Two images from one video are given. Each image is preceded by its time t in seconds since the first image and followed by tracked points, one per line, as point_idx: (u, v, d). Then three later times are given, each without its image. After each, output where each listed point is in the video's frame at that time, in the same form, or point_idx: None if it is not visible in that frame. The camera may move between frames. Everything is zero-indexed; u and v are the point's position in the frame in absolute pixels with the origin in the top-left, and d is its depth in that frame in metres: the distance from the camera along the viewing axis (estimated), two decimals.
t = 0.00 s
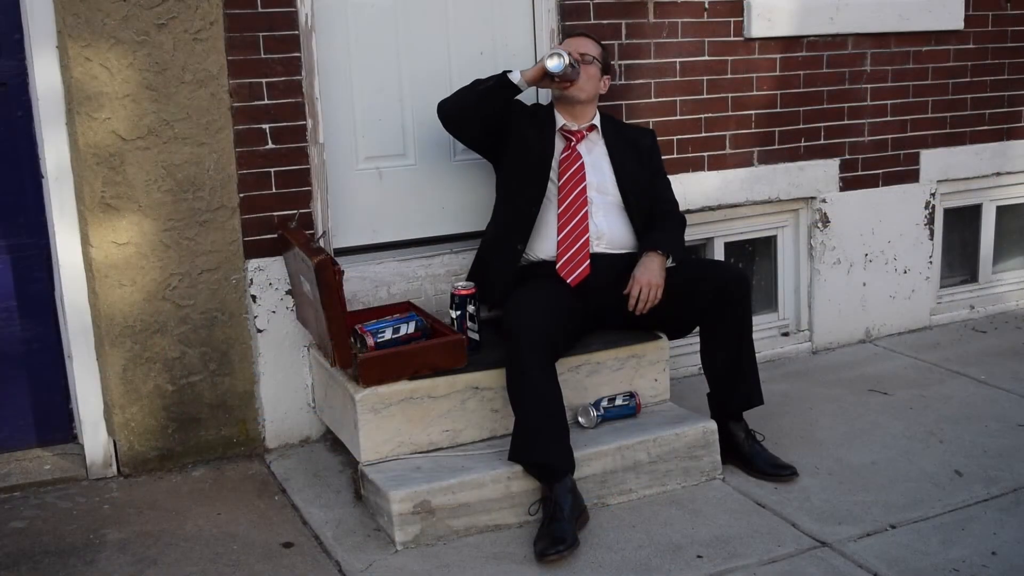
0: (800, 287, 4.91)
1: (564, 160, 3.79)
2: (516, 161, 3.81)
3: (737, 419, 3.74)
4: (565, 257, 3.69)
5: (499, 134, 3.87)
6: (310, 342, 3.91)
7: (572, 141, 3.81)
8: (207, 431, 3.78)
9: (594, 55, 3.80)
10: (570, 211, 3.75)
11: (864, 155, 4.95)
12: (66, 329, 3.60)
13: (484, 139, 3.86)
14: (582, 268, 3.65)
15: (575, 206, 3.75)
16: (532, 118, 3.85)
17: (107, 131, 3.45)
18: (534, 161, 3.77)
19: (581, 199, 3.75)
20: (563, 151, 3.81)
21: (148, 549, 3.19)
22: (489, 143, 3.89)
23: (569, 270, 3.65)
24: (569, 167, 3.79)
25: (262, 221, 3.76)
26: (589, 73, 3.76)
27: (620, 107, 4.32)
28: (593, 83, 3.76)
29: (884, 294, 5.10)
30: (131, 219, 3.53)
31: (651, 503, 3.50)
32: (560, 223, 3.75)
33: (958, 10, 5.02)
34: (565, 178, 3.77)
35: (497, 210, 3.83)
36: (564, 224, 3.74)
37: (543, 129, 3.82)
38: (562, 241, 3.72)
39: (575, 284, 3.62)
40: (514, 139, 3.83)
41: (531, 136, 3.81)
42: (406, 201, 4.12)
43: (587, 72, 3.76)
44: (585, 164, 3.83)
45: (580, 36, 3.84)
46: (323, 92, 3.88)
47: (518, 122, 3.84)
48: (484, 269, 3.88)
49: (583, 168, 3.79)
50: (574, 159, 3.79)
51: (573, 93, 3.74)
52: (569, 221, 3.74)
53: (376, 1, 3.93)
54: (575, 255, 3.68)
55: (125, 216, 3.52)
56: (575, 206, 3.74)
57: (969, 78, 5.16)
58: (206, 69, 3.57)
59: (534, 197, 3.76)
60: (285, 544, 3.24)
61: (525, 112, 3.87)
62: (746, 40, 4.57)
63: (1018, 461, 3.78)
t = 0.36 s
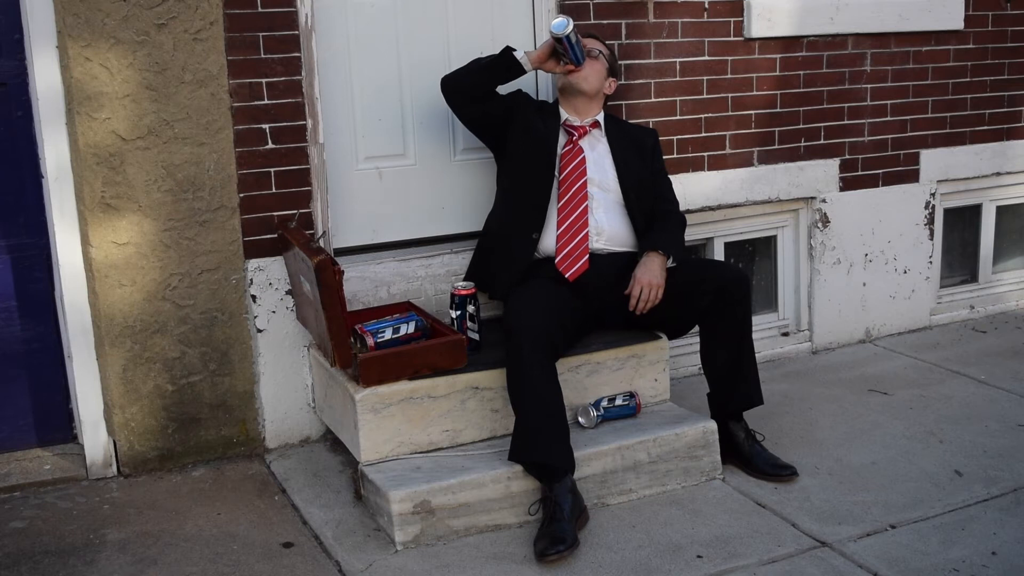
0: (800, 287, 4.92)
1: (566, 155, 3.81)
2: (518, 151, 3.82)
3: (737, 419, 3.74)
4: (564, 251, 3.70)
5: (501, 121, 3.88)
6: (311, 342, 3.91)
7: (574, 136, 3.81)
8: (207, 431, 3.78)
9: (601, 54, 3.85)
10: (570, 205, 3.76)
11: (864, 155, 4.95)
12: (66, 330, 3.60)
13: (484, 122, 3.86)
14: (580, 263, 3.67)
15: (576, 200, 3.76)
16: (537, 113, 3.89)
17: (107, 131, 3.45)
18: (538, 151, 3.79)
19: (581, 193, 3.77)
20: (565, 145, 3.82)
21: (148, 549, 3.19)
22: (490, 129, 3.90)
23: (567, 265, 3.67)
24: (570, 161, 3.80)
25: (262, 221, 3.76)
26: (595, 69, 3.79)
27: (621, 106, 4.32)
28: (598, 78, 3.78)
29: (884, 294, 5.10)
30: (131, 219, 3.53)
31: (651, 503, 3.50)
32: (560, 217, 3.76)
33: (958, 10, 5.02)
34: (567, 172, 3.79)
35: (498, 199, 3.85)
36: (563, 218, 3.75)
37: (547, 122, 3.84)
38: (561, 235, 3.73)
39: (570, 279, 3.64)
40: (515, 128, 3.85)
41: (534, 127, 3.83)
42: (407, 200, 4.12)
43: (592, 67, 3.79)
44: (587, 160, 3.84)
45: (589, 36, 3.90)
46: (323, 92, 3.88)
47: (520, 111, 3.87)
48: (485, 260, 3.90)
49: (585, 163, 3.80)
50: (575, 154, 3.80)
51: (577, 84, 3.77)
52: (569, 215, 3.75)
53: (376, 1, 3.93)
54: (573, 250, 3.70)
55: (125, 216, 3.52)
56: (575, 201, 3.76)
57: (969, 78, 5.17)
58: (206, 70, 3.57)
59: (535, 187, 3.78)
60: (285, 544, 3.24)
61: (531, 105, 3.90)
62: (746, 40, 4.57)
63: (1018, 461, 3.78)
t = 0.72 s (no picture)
0: (800, 287, 4.92)
1: (569, 153, 3.83)
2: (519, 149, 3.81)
3: (737, 419, 3.74)
4: (564, 249, 3.71)
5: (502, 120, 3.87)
6: (311, 342, 3.91)
7: (577, 133, 3.85)
8: (207, 431, 3.78)
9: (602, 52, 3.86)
10: (569, 204, 3.77)
11: (864, 155, 4.95)
12: (66, 330, 3.60)
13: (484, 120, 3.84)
14: (580, 262, 3.68)
15: (576, 199, 3.78)
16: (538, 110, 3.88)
17: (107, 131, 3.45)
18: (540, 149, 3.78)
19: (582, 192, 3.78)
20: (568, 143, 3.85)
21: (148, 549, 3.19)
22: (490, 128, 3.88)
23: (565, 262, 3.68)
24: (571, 159, 3.83)
25: (262, 221, 3.76)
26: (597, 66, 3.81)
27: (620, 106, 4.32)
28: (600, 76, 3.81)
29: (884, 294, 5.10)
30: (131, 219, 3.53)
31: (651, 503, 3.50)
32: (560, 215, 3.77)
33: (958, 10, 5.02)
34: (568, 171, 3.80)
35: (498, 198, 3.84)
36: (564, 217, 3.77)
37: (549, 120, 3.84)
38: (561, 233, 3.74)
39: (569, 278, 3.65)
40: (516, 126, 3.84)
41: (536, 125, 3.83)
42: (407, 200, 4.12)
43: (595, 65, 3.81)
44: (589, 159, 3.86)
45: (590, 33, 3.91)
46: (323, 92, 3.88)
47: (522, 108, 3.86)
48: (489, 258, 3.90)
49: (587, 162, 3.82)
50: (577, 152, 3.83)
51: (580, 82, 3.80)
52: (569, 213, 3.76)
53: (376, 1, 3.93)
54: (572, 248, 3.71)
55: (125, 216, 3.52)
56: (574, 201, 3.77)
57: (969, 78, 5.16)
58: (206, 70, 3.57)
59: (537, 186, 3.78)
60: (285, 544, 3.24)
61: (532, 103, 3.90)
62: (746, 40, 4.57)
63: (1018, 461, 3.78)
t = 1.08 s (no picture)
0: (800, 287, 4.92)
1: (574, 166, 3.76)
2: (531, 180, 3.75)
3: (737, 419, 3.74)
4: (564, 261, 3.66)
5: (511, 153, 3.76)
6: (311, 342, 3.91)
7: (583, 145, 3.77)
8: (207, 431, 3.78)
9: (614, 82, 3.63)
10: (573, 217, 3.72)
11: (864, 155, 4.95)
12: (66, 330, 3.60)
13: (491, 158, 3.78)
14: (581, 273, 3.65)
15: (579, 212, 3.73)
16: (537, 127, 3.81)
17: (107, 131, 3.45)
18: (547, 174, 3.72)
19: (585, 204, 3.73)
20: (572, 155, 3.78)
21: (148, 549, 3.19)
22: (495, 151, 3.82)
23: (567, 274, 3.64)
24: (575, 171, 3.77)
25: (262, 221, 3.76)
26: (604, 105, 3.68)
27: (620, 106, 4.32)
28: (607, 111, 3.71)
29: (884, 294, 5.10)
30: (131, 219, 3.53)
31: (651, 503, 3.50)
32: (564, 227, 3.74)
33: (958, 10, 5.02)
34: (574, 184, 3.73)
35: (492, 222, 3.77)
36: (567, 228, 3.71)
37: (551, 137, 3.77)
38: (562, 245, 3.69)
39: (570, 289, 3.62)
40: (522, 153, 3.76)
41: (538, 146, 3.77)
42: (407, 200, 4.12)
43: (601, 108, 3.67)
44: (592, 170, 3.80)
45: (606, 51, 3.60)
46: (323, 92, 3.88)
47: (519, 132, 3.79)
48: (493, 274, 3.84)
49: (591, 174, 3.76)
50: (583, 165, 3.76)
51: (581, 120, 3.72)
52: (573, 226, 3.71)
53: (376, 2, 3.93)
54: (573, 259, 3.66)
55: (125, 216, 3.52)
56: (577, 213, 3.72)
57: (969, 78, 5.16)
58: (206, 70, 3.57)
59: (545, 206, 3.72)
60: (285, 544, 3.24)
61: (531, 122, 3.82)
62: (746, 40, 4.57)
63: (1018, 461, 3.78)
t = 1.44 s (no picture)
0: (800, 287, 4.92)
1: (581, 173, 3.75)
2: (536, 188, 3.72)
3: (755, 424, 3.63)
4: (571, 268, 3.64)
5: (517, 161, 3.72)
6: (311, 343, 3.91)
7: (589, 150, 3.75)
8: (207, 431, 3.78)
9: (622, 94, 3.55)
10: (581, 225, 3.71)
11: (864, 155, 4.95)
12: (66, 330, 3.60)
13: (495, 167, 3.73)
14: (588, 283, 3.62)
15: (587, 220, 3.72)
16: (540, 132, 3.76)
17: (107, 131, 3.45)
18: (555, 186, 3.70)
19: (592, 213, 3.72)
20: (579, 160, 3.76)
21: (148, 549, 3.19)
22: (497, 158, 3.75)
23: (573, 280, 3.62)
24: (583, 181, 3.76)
25: (262, 221, 3.76)
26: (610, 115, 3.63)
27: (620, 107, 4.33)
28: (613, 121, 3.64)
29: (884, 294, 5.10)
30: (131, 219, 3.53)
31: (651, 503, 3.50)
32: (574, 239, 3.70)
33: (958, 10, 5.02)
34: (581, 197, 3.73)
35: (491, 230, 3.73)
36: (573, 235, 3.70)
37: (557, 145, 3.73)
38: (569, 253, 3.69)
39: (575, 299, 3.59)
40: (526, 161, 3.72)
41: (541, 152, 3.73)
42: (407, 200, 4.12)
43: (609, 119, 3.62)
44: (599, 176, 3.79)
45: (618, 65, 3.49)
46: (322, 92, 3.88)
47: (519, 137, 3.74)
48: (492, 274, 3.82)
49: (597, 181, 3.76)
50: (590, 173, 3.76)
51: (587, 128, 3.67)
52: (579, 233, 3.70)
53: (376, 2, 3.93)
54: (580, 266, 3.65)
55: (125, 216, 3.52)
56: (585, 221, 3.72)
57: (969, 78, 5.16)
58: (206, 69, 3.56)
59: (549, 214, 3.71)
60: (285, 544, 3.24)
61: (534, 124, 3.76)
62: (746, 40, 4.57)
63: (1018, 461, 3.78)
